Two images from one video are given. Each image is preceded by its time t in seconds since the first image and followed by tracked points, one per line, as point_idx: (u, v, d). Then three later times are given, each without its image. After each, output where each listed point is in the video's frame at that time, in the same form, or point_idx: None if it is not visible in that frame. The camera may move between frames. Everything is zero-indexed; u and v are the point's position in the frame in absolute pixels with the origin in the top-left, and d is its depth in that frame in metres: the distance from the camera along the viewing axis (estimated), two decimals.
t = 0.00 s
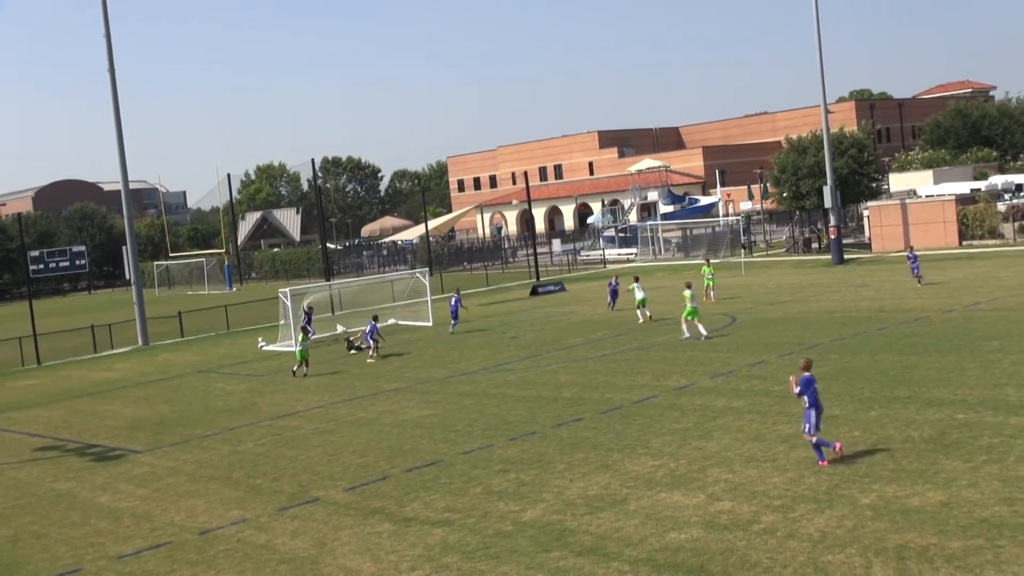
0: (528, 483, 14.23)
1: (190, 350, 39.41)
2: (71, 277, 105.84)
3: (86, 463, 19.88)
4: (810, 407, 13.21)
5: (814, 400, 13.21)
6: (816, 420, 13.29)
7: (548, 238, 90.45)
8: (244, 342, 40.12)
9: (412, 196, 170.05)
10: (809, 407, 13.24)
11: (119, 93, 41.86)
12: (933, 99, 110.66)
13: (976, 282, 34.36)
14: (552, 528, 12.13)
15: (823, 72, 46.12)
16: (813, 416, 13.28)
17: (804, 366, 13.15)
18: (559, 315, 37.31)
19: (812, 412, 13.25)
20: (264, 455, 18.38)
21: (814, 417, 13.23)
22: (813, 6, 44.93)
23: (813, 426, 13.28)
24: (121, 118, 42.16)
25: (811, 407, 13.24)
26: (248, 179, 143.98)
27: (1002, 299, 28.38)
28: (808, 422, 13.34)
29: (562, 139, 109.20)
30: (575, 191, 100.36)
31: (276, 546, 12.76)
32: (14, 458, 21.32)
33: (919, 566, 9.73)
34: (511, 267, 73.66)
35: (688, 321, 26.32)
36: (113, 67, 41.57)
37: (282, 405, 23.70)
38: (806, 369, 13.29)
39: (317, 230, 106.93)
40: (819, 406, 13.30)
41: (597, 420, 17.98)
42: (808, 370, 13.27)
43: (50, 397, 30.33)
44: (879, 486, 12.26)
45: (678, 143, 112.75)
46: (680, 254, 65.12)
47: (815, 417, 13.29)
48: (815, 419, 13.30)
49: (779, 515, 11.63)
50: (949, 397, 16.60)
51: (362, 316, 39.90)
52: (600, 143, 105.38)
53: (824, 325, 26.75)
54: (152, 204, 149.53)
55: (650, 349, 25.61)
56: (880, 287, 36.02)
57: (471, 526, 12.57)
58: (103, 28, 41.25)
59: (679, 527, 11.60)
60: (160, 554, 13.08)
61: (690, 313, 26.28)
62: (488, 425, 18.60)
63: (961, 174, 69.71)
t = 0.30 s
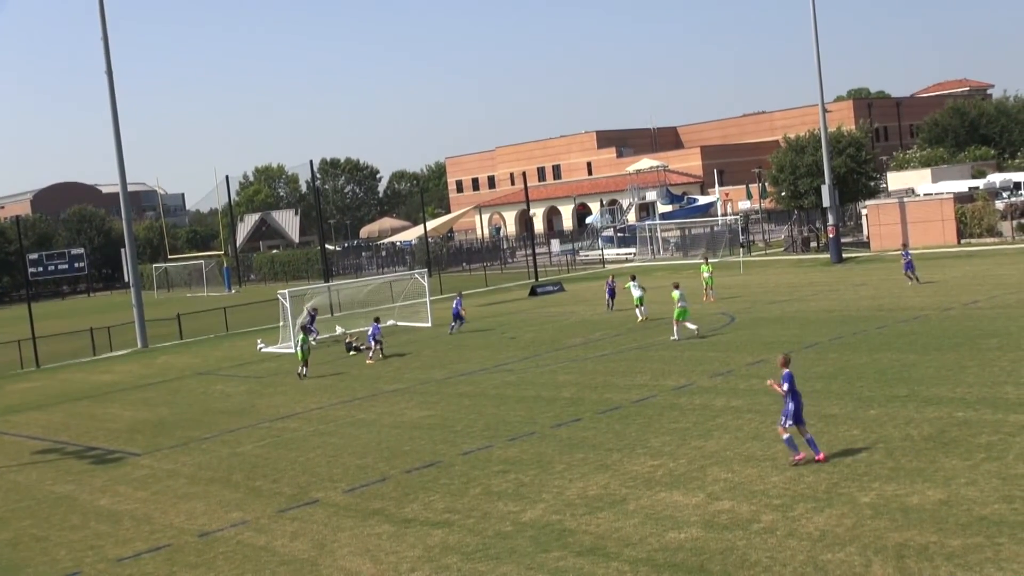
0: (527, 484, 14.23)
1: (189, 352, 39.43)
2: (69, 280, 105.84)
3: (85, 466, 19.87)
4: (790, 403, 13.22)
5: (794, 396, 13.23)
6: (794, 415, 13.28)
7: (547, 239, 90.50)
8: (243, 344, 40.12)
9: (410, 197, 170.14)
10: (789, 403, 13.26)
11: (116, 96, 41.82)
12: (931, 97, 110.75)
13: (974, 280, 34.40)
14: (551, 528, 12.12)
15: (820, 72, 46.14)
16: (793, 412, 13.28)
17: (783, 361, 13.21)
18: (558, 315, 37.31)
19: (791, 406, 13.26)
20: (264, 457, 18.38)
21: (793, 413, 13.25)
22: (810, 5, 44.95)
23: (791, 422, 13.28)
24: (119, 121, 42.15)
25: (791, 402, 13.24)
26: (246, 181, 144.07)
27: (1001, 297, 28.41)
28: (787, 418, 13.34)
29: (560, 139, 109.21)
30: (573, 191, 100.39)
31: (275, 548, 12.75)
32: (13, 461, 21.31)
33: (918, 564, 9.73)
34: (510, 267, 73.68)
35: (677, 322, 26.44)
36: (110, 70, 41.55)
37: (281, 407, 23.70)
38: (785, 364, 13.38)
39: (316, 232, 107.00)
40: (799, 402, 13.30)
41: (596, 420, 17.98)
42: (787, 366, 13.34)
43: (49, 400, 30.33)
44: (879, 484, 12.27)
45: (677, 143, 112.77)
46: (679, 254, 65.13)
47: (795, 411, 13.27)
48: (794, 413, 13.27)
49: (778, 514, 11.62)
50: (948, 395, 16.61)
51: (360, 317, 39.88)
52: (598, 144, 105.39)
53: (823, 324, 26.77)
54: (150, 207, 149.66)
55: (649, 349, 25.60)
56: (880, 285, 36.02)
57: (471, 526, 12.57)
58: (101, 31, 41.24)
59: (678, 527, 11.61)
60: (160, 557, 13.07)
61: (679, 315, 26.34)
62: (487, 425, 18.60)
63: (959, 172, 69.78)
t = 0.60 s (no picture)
0: (531, 484, 14.23)
1: (192, 355, 39.49)
2: (73, 285, 105.98)
3: (90, 470, 19.90)
4: (775, 401, 13.30)
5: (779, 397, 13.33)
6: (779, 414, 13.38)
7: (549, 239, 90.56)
8: (246, 347, 40.15)
9: (412, 199, 170.25)
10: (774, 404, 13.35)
11: (117, 101, 41.90)
12: (931, 94, 110.70)
13: (976, 275, 34.40)
14: (556, 528, 12.12)
15: (821, 70, 46.16)
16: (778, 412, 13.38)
17: (767, 359, 13.32)
18: (561, 315, 37.35)
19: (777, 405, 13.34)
20: (267, 460, 18.40)
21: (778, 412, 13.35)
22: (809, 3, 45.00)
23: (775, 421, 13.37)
24: (120, 125, 42.23)
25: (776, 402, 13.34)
26: (248, 184, 144.16)
27: (1004, 293, 28.39)
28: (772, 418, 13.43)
29: (562, 140, 109.22)
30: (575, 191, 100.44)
31: (280, 551, 12.78)
32: (17, 466, 21.33)
33: (923, 561, 9.73)
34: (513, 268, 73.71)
35: (671, 322, 26.59)
36: (111, 74, 41.63)
37: (284, 410, 23.73)
38: (768, 364, 13.49)
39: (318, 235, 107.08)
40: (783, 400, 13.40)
41: (600, 419, 17.99)
42: (771, 365, 13.49)
43: (53, 405, 30.37)
44: (883, 481, 12.28)
45: (678, 142, 112.79)
46: (681, 253, 65.10)
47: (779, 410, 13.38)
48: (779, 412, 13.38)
49: (782, 512, 11.62)
50: (951, 392, 16.62)
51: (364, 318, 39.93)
52: (599, 144, 105.41)
53: (826, 322, 26.79)
54: (153, 211, 149.97)
55: (652, 349, 25.60)
56: (882, 283, 35.98)
57: (474, 527, 12.58)
58: (101, 36, 41.31)
59: (683, 525, 11.62)
60: (164, 560, 13.08)
61: (672, 317, 26.50)
62: (490, 426, 18.63)
63: (960, 168, 69.78)
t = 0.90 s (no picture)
0: (533, 484, 14.23)
1: (194, 356, 39.53)
2: (75, 286, 105.98)
3: (92, 471, 19.91)
4: (758, 406, 13.43)
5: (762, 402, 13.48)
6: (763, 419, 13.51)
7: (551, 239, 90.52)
8: (248, 347, 40.14)
9: (414, 200, 170.23)
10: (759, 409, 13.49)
11: (119, 103, 41.94)
12: (933, 93, 110.62)
13: (979, 275, 34.36)
14: (557, 528, 12.13)
15: (822, 70, 46.12)
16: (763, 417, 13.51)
17: (751, 366, 13.43)
18: (563, 316, 37.32)
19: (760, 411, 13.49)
20: (269, 461, 18.40)
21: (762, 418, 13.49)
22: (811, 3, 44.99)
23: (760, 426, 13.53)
24: (122, 125, 42.26)
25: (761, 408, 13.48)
26: (250, 185, 144.16)
27: (1006, 292, 28.35)
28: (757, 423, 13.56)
29: (563, 140, 109.20)
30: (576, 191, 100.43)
31: (281, 551, 12.78)
32: (19, 467, 21.34)
33: (924, 560, 9.72)
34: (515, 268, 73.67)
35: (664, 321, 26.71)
36: (113, 75, 41.65)
37: (286, 411, 23.73)
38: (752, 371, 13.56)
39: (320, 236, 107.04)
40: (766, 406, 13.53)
41: (601, 420, 17.99)
42: (755, 371, 13.58)
43: (54, 407, 30.36)
44: (884, 481, 12.27)
45: (679, 142, 112.75)
46: (683, 253, 65.07)
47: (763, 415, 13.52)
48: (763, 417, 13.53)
49: (784, 512, 11.62)
50: (953, 391, 16.60)
51: (366, 319, 39.91)
52: (600, 144, 105.39)
53: (827, 321, 26.76)
54: (155, 212, 150.01)
55: (653, 349, 25.58)
56: (884, 282, 35.98)
57: (476, 527, 12.59)
58: (103, 37, 41.35)
59: (685, 525, 11.61)
60: (166, 561, 13.09)
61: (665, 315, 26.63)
62: (492, 426, 18.62)
63: (962, 168, 69.73)
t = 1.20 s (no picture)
0: (533, 485, 14.23)
1: (194, 357, 39.54)
2: (76, 288, 106.09)
3: (92, 473, 19.93)
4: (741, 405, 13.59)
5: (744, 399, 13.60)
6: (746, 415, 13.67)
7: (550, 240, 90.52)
8: (248, 349, 40.15)
9: (414, 200, 170.29)
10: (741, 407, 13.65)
11: (119, 105, 41.97)
12: (934, 92, 110.60)
13: (979, 274, 34.31)
14: (558, 528, 12.12)
15: (822, 69, 46.04)
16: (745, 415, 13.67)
17: (732, 364, 13.51)
18: (563, 316, 37.29)
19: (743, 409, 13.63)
20: (270, 462, 18.39)
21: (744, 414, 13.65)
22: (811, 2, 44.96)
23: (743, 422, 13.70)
24: (122, 127, 42.28)
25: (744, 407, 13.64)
26: (250, 186, 144.20)
27: (1006, 292, 28.30)
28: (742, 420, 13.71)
29: (563, 140, 109.20)
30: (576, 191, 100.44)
31: (282, 552, 12.77)
32: (20, 469, 21.37)
33: (925, 560, 9.71)
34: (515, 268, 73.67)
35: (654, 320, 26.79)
36: (112, 77, 41.68)
37: (286, 412, 23.73)
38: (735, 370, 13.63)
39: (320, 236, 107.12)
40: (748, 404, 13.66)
41: (602, 420, 17.98)
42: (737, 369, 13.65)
43: (55, 408, 30.39)
44: (885, 480, 12.26)
45: (679, 142, 112.76)
46: (683, 252, 65.07)
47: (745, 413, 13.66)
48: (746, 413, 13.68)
49: (784, 511, 11.62)
50: (954, 391, 16.57)
51: (367, 320, 39.92)
52: (600, 143, 105.40)
53: (827, 321, 26.72)
54: (155, 213, 150.11)
55: (654, 349, 25.55)
56: (883, 281, 35.99)
57: (476, 528, 12.59)
58: (102, 39, 41.36)
59: (685, 525, 11.61)
60: (167, 562, 13.10)
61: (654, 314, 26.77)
62: (492, 427, 18.61)
63: (963, 167, 69.72)
